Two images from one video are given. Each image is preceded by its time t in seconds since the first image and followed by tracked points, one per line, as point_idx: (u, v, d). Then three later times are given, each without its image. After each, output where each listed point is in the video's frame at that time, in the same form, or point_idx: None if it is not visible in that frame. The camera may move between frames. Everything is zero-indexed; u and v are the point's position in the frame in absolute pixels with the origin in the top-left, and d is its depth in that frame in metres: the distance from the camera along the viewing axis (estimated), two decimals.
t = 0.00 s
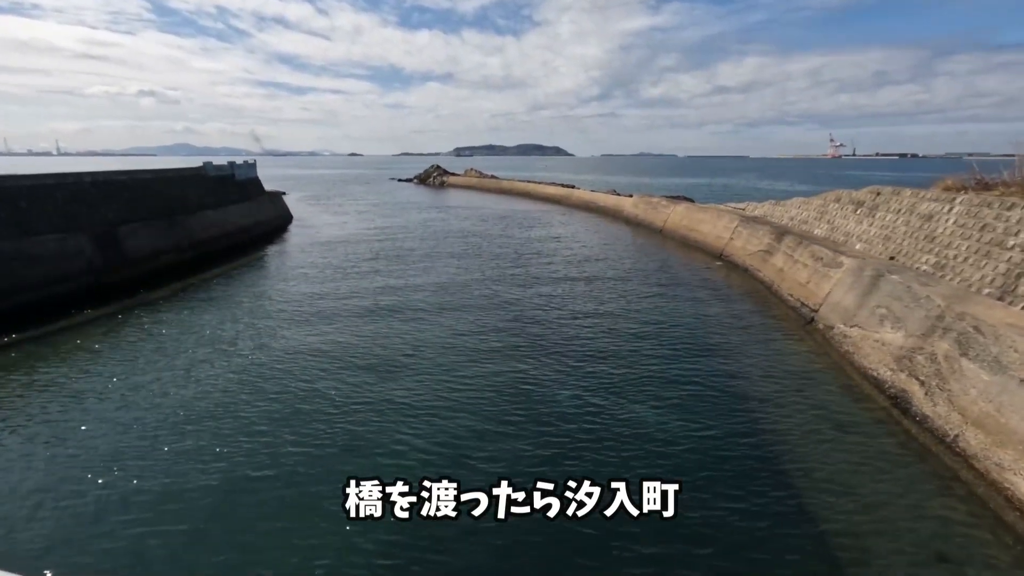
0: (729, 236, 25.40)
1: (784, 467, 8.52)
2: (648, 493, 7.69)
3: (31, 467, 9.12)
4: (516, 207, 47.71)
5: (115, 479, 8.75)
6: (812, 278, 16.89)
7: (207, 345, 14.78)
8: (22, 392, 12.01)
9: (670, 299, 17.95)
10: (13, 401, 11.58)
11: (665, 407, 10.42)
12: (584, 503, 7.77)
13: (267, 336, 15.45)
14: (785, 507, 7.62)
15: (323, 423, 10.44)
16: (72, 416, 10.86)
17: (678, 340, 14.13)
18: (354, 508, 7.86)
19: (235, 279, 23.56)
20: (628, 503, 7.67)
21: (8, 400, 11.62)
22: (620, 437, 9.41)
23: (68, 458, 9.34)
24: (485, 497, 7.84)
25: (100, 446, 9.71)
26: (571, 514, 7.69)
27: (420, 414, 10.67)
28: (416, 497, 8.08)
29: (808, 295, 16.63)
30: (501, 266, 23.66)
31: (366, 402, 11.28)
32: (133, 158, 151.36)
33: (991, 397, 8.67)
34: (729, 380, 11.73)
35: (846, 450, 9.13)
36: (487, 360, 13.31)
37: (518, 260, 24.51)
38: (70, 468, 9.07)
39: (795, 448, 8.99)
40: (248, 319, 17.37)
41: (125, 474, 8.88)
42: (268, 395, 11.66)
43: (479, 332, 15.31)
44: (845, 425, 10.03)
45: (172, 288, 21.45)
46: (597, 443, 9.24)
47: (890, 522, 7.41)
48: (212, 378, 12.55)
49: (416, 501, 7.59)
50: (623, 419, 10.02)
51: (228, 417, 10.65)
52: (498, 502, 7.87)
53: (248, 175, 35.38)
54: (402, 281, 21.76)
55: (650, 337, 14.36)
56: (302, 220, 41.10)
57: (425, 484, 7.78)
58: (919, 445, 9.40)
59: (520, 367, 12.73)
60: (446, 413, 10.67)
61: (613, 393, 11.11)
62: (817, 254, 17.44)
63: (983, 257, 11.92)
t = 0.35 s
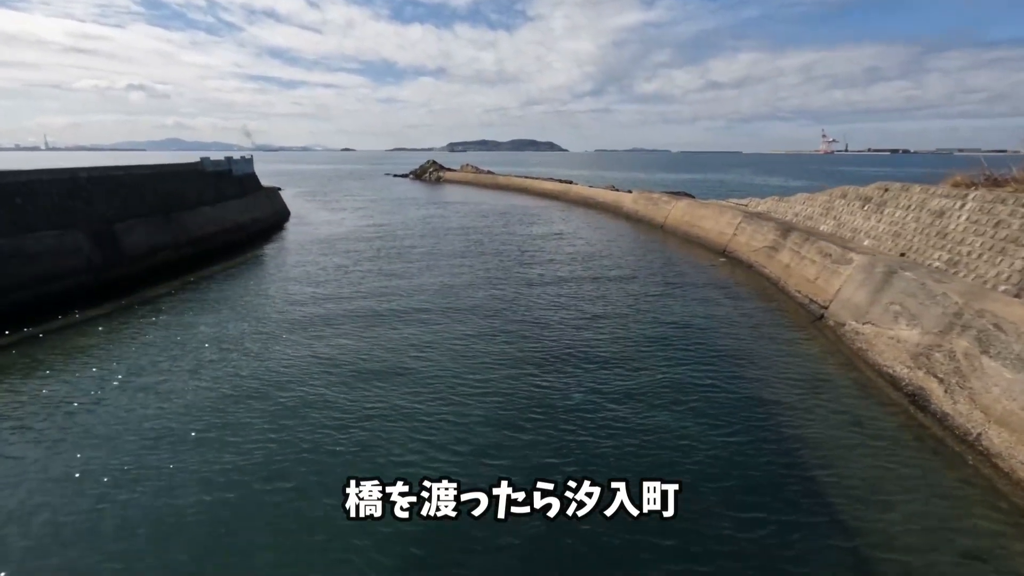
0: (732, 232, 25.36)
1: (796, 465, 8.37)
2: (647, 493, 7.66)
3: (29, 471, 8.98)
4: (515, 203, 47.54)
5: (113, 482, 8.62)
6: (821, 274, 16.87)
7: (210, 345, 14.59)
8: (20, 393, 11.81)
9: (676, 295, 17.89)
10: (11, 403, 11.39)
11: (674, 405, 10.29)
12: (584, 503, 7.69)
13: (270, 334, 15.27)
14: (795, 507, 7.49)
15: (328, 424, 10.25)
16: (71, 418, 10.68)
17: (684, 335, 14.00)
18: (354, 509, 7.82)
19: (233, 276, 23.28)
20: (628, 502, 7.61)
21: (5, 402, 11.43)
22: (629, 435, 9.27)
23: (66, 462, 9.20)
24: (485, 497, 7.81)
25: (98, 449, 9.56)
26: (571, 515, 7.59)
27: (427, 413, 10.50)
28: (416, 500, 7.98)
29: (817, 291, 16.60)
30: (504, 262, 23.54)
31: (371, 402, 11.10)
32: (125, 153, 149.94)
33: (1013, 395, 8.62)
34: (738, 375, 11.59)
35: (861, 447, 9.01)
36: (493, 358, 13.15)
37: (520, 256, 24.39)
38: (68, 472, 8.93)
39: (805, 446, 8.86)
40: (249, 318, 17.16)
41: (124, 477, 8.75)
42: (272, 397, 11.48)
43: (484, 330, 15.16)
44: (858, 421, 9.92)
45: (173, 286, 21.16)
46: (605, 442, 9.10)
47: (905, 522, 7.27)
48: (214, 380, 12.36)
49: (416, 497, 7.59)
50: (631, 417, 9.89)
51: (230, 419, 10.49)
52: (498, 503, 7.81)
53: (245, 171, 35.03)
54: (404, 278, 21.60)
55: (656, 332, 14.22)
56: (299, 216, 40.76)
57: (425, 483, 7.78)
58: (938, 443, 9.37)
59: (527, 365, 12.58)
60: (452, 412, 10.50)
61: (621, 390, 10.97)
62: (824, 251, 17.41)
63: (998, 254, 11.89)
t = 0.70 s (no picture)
0: (737, 226, 25.33)
1: (818, 458, 8.19)
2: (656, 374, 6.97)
3: (33, 473, 8.81)
4: (515, 198, 47.48)
5: (121, 485, 8.48)
6: (831, 269, 16.84)
7: (216, 341, 14.41)
8: (23, 392, 11.62)
9: (684, 289, 17.82)
10: (14, 402, 11.19)
11: (691, 398, 10.12)
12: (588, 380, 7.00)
13: (278, 330, 15.10)
14: (820, 498, 7.30)
15: (339, 421, 10.06)
16: (76, 416, 10.50)
17: (696, 330, 13.88)
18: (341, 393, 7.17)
19: (235, 271, 23.05)
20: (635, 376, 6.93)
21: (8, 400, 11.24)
22: (646, 428, 9.09)
23: (71, 463, 9.03)
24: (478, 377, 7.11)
25: (104, 449, 9.40)
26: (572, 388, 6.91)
27: (439, 408, 10.30)
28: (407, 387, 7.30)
29: (828, 286, 16.56)
30: (509, 258, 23.43)
31: (382, 397, 10.90)
32: (119, 149, 148.67)
33: None
34: (752, 369, 11.46)
35: (882, 440, 8.87)
36: (504, 352, 12.99)
37: (525, 252, 24.30)
38: (73, 474, 8.77)
39: (826, 438, 8.72)
40: (254, 312, 16.95)
41: (131, 479, 8.62)
42: (281, 393, 11.27)
43: (493, 325, 15.00)
44: (877, 416, 9.82)
45: (175, 281, 20.94)
46: (622, 435, 8.91)
47: (935, 513, 7.11)
48: (221, 376, 12.16)
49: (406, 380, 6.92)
50: (648, 410, 9.73)
51: (238, 417, 10.30)
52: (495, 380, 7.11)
53: (246, 166, 34.74)
54: (409, 273, 21.47)
55: (668, 327, 14.09)
56: (299, 211, 40.48)
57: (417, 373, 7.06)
58: (961, 437, 9.30)
59: (539, 360, 12.43)
60: (465, 407, 10.31)
61: (636, 384, 10.81)
62: (834, 245, 17.38)
63: (1015, 247, 11.84)
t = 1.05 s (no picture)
0: (738, 226, 25.42)
1: (840, 462, 8.20)
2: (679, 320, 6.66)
3: (42, 481, 8.63)
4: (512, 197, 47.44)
5: (133, 493, 8.31)
6: (836, 269, 16.92)
7: (222, 343, 14.25)
8: (27, 397, 11.40)
9: (690, 289, 17.84)
10: (18, 408, 10.97)
11: (708, 401, 10.11)
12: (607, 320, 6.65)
13: (284, 332, 14.96)
14: (847, 506, 7.30)
15: (355, 426, 9.97)
16: (83, 423, 10.31)
17: (705, 331, 13.88)
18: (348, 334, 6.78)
19: (236, 272, 22.84)
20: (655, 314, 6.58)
21: (12, 406, 11.02)
22: (666, 433, 9.07)
23: (80, 472, 8.85)
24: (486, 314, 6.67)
25: (114, 457, 9.22)
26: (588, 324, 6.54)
27: (455, 412, 10.23)
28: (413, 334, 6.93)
29: (833, 286, 16.64)
30: (511, 257, 23.36)
31: (396, 402, 10.80)
32: (108, 147, 147.15)
33: None
34: (766, 371, 11.48)
35: (902, 442, 8.90)
36: (516, 354, 12.91)
37: (528, 252, 24.26)
38: (84, 482, 8.59)
39: (846, 441, 8.76)
40: (259, 315, 16.76)
41: (144, 486, 8.45)
42: (292, 398, 11.13)
43: (501, 325, 14.93)
44: (893, 418, 9.87)
45: (175, 282, 20.69)
46: (642, 440, 8.87)
47: (960, 517, 7.15)
48: (230, 381, 12.00)
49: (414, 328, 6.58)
50: (666, 413, 9.73)
51: (250, 423, 10.17)
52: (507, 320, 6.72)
53: (242, 164, 34.37)
54: (413, 273, 21.35)
55: (677, 327, 14.08)
56: (296, 210, 40.18)
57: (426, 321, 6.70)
58: (978, 438, 9.36)
59: (551, 361, 12.35)
60: (481, 411, 10.25)
61: (652, 387, 10.78)
62: (839, 245, 17.46)
63: None
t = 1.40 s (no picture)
0: (739, 227, 25.45)
1: (862, 465, 8.13)
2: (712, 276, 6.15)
3: (47, 493, 8.41)
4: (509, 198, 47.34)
5: (142, 504, 8.11)
6: (841, 270, 16.95)
7: (226, 349, 14.05)
8: (26, 405, 11.14)
9: (695, 290, 17.81)
10: (18, 416, 10.72)
11: (725, 404, 10.00)
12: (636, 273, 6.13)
13: (289, 337, 14.78)
14: (875, 510, 7.20)
15: (367, 432, 9.80)
16: (88, 431, 10.10)
17: (715, 332, 13.80)
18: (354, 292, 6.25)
19: (235, 274, 22.56)
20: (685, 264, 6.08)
21: (12, 414, 10.77)
22: (686, 437, 8.94)
23: (87, 482, 8.65)
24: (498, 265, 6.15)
25: (120, 467, 9.00)
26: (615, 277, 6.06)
27: (469, 418, 10.08)
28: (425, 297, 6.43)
29: (839, 286, 16.66)
30: (513, 258, 23.25)
31: (407, 408, 10.63)
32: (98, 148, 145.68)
33: None
34: (779, 373, 11.40)
35: (923, 444, 8.83)
36: (525, 358, 12.77)
37: (529, 253, 24.16)
38: (90, 493, 8.37)
39: (865, 444, 8.70)
40: (261, 319, 16.55)
41: (152, 497, 8.25)
42: (301, 404, 10.95)
43: (509, 328, 14.80)
44: (910, 418, 9.81)
45: (172, 284, 20.40)
46: (662, 445, 8.75)
47: (987, 519, 7.06)
48: (236, 387, 11.78)
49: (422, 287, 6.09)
50: (682, 416, 9.64)
51: (259, 431, 9.97)
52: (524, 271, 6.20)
53: (237, 165, 34.02)
54: (415, 275, 21.20)
55: (687, 329, 14.00)
56: (292, 211, 39.86)
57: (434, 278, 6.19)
58: (996, 439, 9.32)
59: (562, 364, 12.22)
60: (495, 416, 10.10)
61: (666, 390, 10.67)
62: (843, 245, 17.48)
63: None
